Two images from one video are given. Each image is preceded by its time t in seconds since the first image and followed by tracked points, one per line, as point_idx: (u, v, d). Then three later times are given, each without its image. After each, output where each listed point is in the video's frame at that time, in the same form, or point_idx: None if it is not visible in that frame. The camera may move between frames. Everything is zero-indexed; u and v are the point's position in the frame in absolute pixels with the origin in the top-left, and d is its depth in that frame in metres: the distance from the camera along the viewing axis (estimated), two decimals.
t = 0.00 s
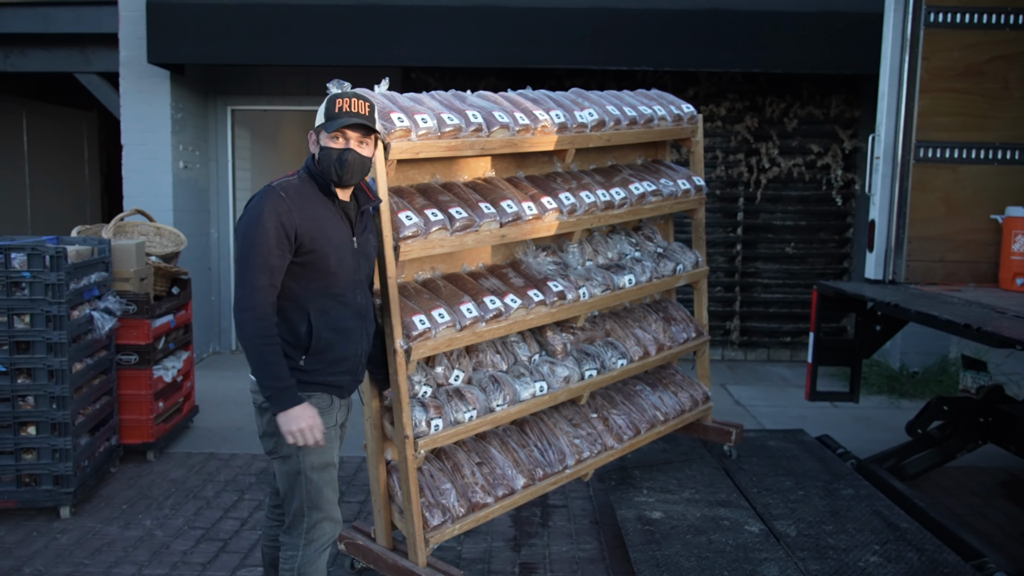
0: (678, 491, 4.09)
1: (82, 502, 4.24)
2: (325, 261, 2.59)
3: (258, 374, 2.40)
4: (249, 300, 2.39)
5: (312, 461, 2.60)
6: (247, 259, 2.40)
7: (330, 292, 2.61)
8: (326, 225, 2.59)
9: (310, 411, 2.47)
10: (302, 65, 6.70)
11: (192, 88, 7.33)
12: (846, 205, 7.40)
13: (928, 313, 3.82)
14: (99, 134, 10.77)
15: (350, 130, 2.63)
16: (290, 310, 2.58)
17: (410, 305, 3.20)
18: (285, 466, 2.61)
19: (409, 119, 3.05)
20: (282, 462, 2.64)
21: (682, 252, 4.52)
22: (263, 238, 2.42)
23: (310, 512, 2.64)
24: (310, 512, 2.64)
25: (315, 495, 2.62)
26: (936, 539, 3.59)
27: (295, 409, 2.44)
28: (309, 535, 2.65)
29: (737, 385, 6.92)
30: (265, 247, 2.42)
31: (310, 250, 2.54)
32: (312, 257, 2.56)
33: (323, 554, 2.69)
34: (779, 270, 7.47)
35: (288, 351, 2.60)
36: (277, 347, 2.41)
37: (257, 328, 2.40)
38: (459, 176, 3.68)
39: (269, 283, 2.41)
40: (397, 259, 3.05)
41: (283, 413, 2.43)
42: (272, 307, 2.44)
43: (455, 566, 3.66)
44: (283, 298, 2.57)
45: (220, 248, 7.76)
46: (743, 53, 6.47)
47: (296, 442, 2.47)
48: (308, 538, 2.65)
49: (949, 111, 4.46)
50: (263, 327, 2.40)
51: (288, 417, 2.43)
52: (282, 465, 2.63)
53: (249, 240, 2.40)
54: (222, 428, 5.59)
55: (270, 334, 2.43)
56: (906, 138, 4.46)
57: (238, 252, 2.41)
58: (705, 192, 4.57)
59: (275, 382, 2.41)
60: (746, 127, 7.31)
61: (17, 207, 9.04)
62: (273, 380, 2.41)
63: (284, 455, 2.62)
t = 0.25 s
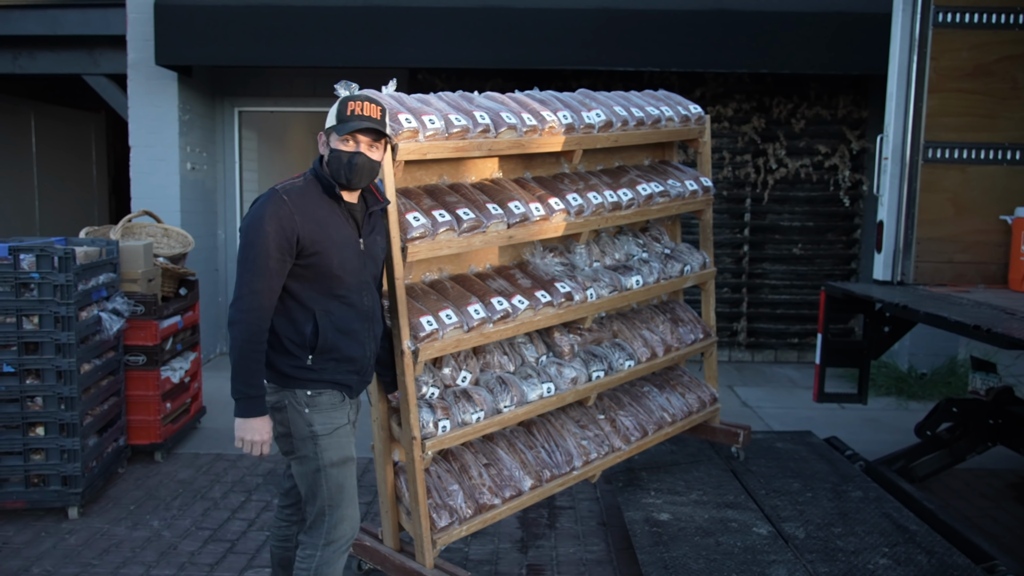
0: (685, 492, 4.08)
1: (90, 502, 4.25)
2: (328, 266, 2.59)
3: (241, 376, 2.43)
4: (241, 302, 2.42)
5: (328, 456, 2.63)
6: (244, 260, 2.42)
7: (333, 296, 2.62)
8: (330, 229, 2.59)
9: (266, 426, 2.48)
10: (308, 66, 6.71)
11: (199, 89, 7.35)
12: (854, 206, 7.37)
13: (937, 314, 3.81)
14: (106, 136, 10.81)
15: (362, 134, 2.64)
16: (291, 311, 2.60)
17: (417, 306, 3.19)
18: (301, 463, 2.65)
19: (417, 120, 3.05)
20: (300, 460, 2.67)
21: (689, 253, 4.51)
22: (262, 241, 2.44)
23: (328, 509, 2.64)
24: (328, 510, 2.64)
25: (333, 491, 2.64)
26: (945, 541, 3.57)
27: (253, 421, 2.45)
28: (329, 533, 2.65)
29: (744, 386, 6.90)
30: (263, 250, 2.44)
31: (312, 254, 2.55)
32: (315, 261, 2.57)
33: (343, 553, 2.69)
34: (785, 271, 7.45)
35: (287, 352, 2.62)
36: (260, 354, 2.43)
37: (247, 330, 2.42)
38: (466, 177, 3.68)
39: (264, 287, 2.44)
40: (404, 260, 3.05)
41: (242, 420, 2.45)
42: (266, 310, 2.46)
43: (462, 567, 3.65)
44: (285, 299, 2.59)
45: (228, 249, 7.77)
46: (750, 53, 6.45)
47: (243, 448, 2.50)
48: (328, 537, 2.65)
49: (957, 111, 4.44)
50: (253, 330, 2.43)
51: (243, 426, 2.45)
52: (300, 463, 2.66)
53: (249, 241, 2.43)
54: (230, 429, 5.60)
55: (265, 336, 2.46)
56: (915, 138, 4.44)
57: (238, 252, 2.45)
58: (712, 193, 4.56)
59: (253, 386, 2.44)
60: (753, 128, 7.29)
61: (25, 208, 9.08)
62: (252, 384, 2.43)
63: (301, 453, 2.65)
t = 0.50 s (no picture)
0: (694, 494, 4.07)
1: (99, 502, 4.26)
2: (357, 276, 2.56)
3: (276, 388, 2.37)
4: (276, 313, 2.35)
5: (354, 472, 2.62)
6: (282, 269, 2.36)
7: (359, 307, 2.59)
8: (362, 239, 2.56)
9: (308, 440, 2.41)
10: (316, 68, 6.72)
11: (208, 91, 7.37)
12: (863, 207, 7.34)
13: (948, 316, 3.78)
14: (115, 137, 10.86)
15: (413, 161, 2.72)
16: (316, 320, 2.55)
17: (426, 307, 3.19)
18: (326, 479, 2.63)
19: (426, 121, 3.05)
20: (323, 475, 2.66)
21: (698, 255, 4.50)
22: (301, 251, 2.39)
23: (351, 525, 2.65)
24: (351, 525, 2.65)
25: (357, 507, 2.63)
26: (957, 544, 3.55)
27: (295, 436, 2.38)
28: (350, 548, 2.66)
29: (752, 388, 6.88)
30: (301, 259, 2.39)
31: (344, 264, 2.52)
32: (345, 271, 2.53)
33: (363, 566, 2.71)
34: (794, 272, 7.42)
35: (311, 363, 2.57)
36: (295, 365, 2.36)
37: (283, 342, 2.36)
38: (475, 178, 3.68)
39: (301, 297, 2.38)
40: (414, 261, 3.05)
41: (282, 435, 2.38)
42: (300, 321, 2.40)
43: (471, 568, 3.65)
44: (312, 308, 2.54)
45: (236, 250, 7.78)
46: (758, 54, 6.44)
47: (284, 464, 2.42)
48: (349, 552, 2.66)
49: (968, 112, 4.41)
50: (289, 341, 2.36)
51: (285, 441, 2.38)
52: (323, 477, 2.65)
53: (288, 249, 2.37)
54: (238, 429, 5.61)
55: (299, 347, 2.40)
56: (925, 138, 4.41)
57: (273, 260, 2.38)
58: (721, 194, 4.54)
59: (291, 399, 2.37)
60: (761, 129, 7.27)
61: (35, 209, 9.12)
62: (290, 397, 2.37)
63: (324, 468, 2.64)
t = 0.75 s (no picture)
0: (704, 496, 4.05)
1: (109, 502, 4.28)
2: (398, 289, 2.60)
3: (335, 391, 2.35)
4: (337, 315, 2.34)
5: (376, 481, 2.59)
6: (344, 272, 2.37)
7: (390, 320, 2.62)
8: (406, 253, 2.61)
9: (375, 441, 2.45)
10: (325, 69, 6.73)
11: (218, 92, 7.40)
12: (872, 208, 7.31)
13: (961, 317, 3.76)
14: (124, 138, 10.90)
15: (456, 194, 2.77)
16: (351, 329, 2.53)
17: (437, 307, 3.20)
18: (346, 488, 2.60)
19: (437, 122, 3.06)
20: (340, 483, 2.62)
21: (708, 256, 4.49)
22: (363, 256, 2.40)
23: (372, 533, 2.63)
24: (372, 532, 2.63)
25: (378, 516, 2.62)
26: (969, 548, 3.52)
27: (364, 438, 2.41)
28: (370, 556, 2.64)
29: (762, 390, 6.85)
30: (360, 264, 2.40)
31: (390, 275, 2.55)
32: (389, 282, 2.56)
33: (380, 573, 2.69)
34: (803, 274, 7.40)
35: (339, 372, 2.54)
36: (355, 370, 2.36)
37: (344, 345, 2.35)
38: (484, 179, 3.67)
39: (359, 301, 2.39)
40: (424, 262, 3.05)
41: (350, 439, 2.40)
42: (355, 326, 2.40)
43: (481, 569, 3.65)
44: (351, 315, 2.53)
45: (245, 251, 7.80)
46: (768, 54, 6.42)
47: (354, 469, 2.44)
48: (369, 559, 2.64)
49: (980, 113, 4.39)
50: (351, 346, 2.36)
51: (353, 444, 2.41)
52: (341, 487, 2.61)
53: (351, 253, 2.39)
54: (247, 429, 5.63)
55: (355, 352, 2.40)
56: (936, 139, 4.38)
57: (334, 262, 2.38)
58: (732, 196, 4.53)
59: (357, 402, 2.36)
60: (770, 130, 7.25)
61: (45, 210, 9.16)
62: (354, 400, 2.36)
63: (343, 478, 2.60)
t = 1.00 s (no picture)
0: (712, 497, 4.04)
1: (119, 502, 4.29)
2: (415, 295, 2.63)
3: (349, 384, 2.37)
4: (360, 308, 2.38)
5: (387, 485, 2.61)
6: (369, 268, 2.41)
7: (405, 327, 2.65)
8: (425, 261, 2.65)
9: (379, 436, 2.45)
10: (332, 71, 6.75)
11: (225, 94, 7.42)
12: (880, 208, 7.28)
13: (971, 318, 3.74)
14: (132, 140, 10.94)
15: (473, 218, 2.82)
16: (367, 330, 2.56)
17: (445, 309, 3.20)
18: (358, 492, 2.61)
19: (445, 123, 3.06)
20: (352, 488, 2.64)
21: (716, 256, 4.49)
22: (387, 255, 2.46)
23: (387, 536, 2.63)
24: (387, 535, 2.63)
25: (393, 519, 2.62)
26: (980, 549, 3.51)
27: (370, 433, 2.41)
28: (386, 559, 2.63)
29: (770, 391, 6.84)
30: (384, 262, 2.45)
31: (409, 279, 2.59)
32: (407, 287, 2.60)
33: None
34: (811, 274, 7.38)
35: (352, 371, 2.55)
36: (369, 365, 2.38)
37: (362, 339, 2.37)
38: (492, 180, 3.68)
39: (380, 299, 2.43)
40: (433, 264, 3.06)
41: (357, 433, 2.40)
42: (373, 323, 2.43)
43: (489, 570, 3.65)
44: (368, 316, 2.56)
45: (253, 252, 7.82)
46: (775, 54, 6.40)
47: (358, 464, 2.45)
48: (386, 562, 2.63)
49: (989, 112, 4.37)
50: (368, 341, 2.39)
51: (361, 438, 2.41)
52: (353, 492, 2.63)
53: (377, 250, 2.44)
54: (255, 430, 5.64)
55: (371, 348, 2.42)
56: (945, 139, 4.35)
57: (359, 257, 2.42)
58: (739, 196, 4.52)
59: (368, 396, 2.39)
60: (777, 130, 7.23)
61: (54, 211, 9.21)
62: (366, 395, 2.38)
63: (354, 483, 2.62)
